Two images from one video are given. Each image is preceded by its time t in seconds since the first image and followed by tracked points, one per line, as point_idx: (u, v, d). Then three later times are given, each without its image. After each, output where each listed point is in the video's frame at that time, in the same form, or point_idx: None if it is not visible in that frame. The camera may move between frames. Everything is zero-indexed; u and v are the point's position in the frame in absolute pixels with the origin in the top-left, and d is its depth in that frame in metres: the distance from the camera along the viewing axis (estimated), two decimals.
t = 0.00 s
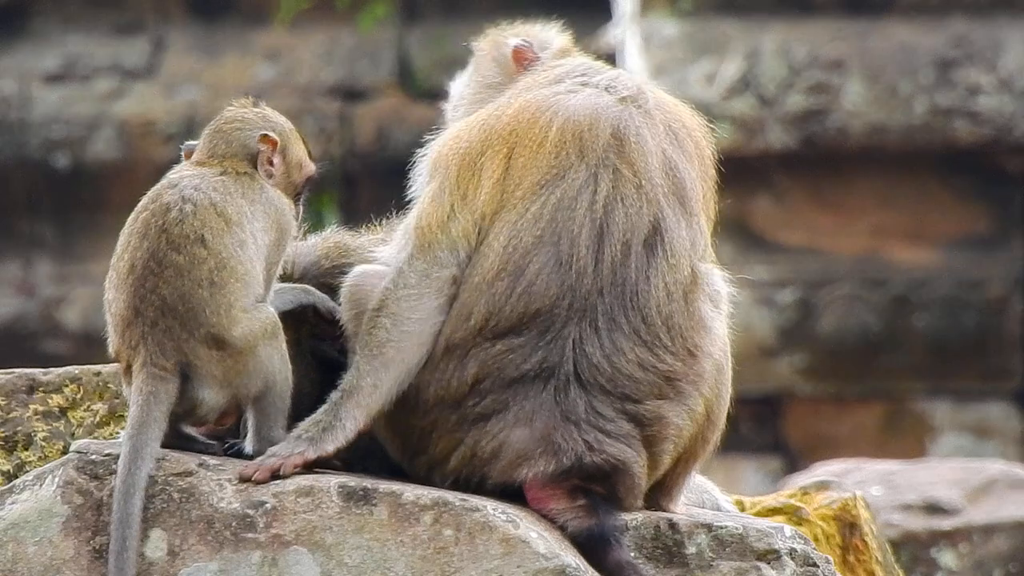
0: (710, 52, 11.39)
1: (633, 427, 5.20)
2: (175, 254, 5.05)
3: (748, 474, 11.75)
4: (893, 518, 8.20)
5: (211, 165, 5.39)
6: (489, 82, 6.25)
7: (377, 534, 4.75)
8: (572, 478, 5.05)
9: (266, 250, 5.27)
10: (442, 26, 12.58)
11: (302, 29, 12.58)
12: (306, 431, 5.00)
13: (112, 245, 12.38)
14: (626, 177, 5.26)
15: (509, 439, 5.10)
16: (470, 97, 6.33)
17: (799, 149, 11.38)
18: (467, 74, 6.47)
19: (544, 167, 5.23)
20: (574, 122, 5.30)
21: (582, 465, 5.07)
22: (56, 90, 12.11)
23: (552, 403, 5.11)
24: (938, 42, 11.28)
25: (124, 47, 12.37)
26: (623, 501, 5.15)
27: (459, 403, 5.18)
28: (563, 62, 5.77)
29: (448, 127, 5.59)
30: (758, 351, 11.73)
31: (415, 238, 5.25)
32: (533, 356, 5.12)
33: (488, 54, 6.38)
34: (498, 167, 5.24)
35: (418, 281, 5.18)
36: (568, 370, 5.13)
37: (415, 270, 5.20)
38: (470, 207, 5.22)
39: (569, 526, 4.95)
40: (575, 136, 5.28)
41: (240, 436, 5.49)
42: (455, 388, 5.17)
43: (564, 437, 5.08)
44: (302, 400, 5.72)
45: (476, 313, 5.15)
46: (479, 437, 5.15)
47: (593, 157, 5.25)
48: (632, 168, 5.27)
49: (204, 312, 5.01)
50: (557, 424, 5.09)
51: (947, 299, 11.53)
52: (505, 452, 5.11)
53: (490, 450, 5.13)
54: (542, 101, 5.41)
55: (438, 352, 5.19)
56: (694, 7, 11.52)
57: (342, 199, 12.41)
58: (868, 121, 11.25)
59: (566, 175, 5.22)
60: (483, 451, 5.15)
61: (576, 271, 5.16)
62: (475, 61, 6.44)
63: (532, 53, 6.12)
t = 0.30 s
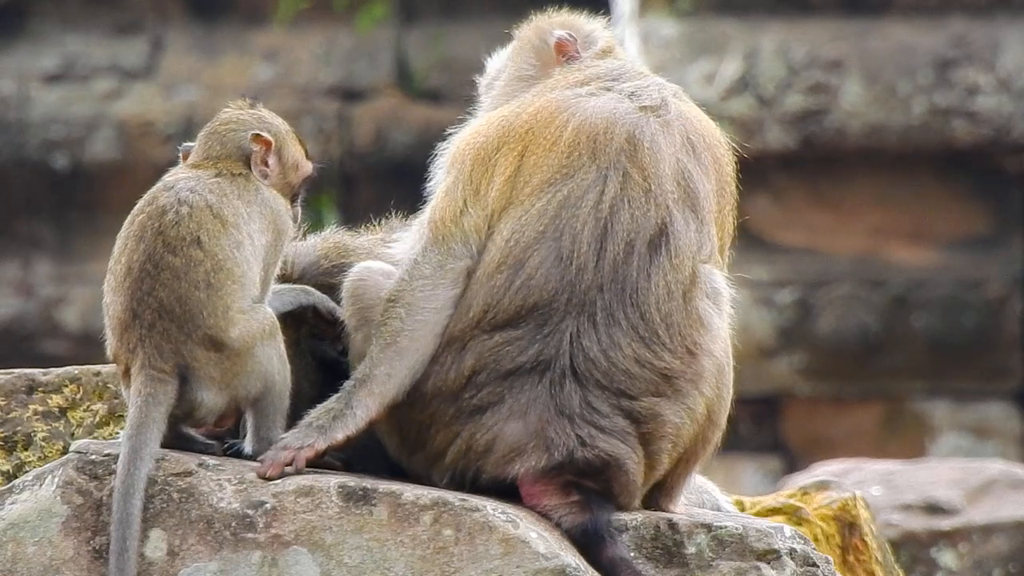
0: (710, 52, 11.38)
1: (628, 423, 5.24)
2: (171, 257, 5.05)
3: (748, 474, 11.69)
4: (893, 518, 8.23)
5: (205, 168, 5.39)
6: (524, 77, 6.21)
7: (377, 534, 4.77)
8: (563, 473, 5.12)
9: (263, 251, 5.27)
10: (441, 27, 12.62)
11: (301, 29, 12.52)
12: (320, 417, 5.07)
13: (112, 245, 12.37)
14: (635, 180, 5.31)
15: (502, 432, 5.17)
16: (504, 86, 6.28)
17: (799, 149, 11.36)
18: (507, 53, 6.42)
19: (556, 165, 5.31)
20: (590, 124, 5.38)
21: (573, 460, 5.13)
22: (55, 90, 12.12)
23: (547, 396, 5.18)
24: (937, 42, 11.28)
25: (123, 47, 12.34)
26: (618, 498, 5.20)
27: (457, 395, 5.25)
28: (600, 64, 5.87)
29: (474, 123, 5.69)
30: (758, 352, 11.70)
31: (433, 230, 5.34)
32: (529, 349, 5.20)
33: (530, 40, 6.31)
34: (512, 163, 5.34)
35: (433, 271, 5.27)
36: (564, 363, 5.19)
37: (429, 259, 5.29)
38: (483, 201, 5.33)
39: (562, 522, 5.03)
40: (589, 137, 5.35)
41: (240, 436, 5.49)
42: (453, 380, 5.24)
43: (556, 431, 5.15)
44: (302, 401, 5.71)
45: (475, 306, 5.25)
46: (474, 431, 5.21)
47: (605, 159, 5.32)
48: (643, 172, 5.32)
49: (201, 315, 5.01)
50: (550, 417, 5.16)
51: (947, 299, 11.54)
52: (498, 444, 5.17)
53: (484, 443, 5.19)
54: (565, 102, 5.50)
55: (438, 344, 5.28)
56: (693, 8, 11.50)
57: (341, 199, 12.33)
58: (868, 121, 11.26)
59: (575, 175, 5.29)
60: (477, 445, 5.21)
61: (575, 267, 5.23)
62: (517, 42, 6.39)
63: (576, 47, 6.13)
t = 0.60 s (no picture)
0: (709, 52, 11.38)
1: (629, 424, 5.23)
2: (168, 258, 5.05)
3: (747, 474, 11.71)
4: (892, 518, 8.23)
5: (203, 169, 5.39)
6: (513, 64, 6.10)
7: (375, 534, 4.79)
8: (564, 474, 5.11)
9: (261, 252, 5.27)
10: (441, 26, 12.58)
11: (301, 29, 12.52)
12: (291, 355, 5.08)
13: (111, 245, 12.38)
14: (640, 184, 5.30)
15: (503, 432, 5.15)
16: (492, 71, 6.18)
17: (799, 149, 11.36)
18: (499, 38, 6.35)
19: (562, 163, 5.27)
20: (595, 124, 5.34)
21: (575, 461, 5.11)
22: (55, 90, 12.12)
23: (548, 396, 5.16)
24: (937, 42, 11.28)
25: (122, 47, 12.34)
26: (617, 500, 5.19)
27: (457, 395, 5.21)
28: (606, 51, 5.83)
29: (477, 107, 5.62)
30: (757, 352, 11.72)
31: (447, 210, 5.30)
32: (531, 348, 5.17)
33: (524, 28, 6.22)
34: (519, 158, 5.30)
35: (440, 249, 5.24)
36: (566, 363, 5.18)
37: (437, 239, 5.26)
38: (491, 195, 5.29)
39: (561, 522, 5.04)
40: (596, 137, 5.32)
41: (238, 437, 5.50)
42: (454, 379, 5.20)
43: (558, 432, 5.13)
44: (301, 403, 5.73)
45: (478, 305, 5.20)
46: (476, 431, 5.19)
47: (611, 160, 5.29)
48: (648, 176, 5.32)
49: (198, 315, 5.02)
50: (552, 419, 5.14)
51: (946, 299, 11.53)
52: (499, 444, 5.15)
53: (485, 443, 5.17)
54: (573, 96, 5.45)
55: (439, 341, 5.23)
56: (693, 8, 11.57)
57: (340, 199, 12.39)
58: (867, 121, 11.25)
59: (580, 175, 5.26)
60: (478, 445, 5.19)
61: (579, 268, 5.21)
62: (511, 27, 6.31)
63: (573, 38, 6.07)
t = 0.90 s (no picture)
0: (709, 52, 11.39)
1: (638, 430, 5.26)
2: (168, 258, 5.06)
3: (746, 474, 11.71)
4: (891, 518, 8.22)
5: (202, 171, 5.36)
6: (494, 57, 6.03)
7: (375, 534, 4.79)
8: (574, 478, 5.14)
9: (262, 253, 5.25)
10: (440, 26, 12.56)
11: (301, 29, 12.52)
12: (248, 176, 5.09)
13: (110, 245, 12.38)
14: (655, 190, 5.27)
15: (514, 439, 5.17)
16: (474, 63, 6.11)
17: (798, 149, 11.36)
18: (474, 24, 6.25)
19: (582, 162, 5.23)
20: (613, 124, 5.28)
21: (587, 468, 5.14)
22: (54, 90, 12.12)
23: (560, 404, 5.18)
24: (936, 42, 11.27)
25: (121, 47, 12.33)
26: (623, 505, 5.21)
27: (467, 399, 5.22)
28: (588, 33, 5.72)
29: (477, 76, 5.47)
30: (756, 352, 11.73)
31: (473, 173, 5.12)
32: (545, 355, 5.17)
33: (499, 14, 6.12)
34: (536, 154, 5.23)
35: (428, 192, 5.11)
36: (579, 371, 5.19)
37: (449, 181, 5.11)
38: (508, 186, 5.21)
39: (565, 526, 5.07)
40: (613, 137, 5.27)
41: (238, 437, 5.49)
42: (465, 383, 5.21)
43: (571, 439, 5.15)
44: (300, 403, 5.74)
45: (493, 309, 5.17)
46: (485, 436, 5.20)
47: (627, 163, 5.26)
48: (663, 180, 5.29)
49: (197, 315, 5.05)
50: (564, 426, 5.16)
51: (945, 299, 11.55)
52: (510, 451, 5.17)
53: (495, 449, 5.19)
54: (588, 84, 5.36)
55: (449, 343, 5.23)
56: (692, 8, 11.57)
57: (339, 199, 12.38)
58: (867, 121, 11.24)
59: (598, 178, 5.23)
60: (488, 449, 5.20)
61: (595, 274, 5.19)
62: (484, 15, 6.20)
63: (548, 23, 5.91)
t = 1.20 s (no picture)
0: (709, 52, 11.37)
1: (639, 432, 5.30)
2: (170, 259, 5.04)
3: (746, 474, 11.71)
4: (892, 518, 8.22)
5: (205, 171, 5.35)
6: (477, 61, 6.10)
7: (375, 534, 4.79)
8: (574, 480, 5.15)
9: (263, 254, 5.26)
10: (441, 26, 12.57)
11: (301, 29, 12.52)
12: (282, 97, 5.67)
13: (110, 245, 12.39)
14: (656, 192, 5.34)
15: (515, 441, 5.19)
16: (457, 69, 6.18)
17: (797, 149, 11.36)
18: (456, 31, 6.32)
19: (581, 165, 5.29)
20: (612, 126, 5.34)
21: (588, 470, 5.16)
22: (54, 90, 12.12)
23: (562, 406, 5.22)
24: (936, 42, 11.27)
25: (121, 47, 12.32)
26: (624, 507, 5.23)
27: (468, 402, 5.24)
28: (572, 36, 5.78)
29: (467, 81, 5.57)
30: (756, 352, 11.74)
31: (447, 185, 5.36)
32: (548, 358, 5.21)
33: (480, 18, 6.19)
34: (534, 157, 5.31)
35: (390, 180, 5.47)
36: (581, 373, 5.23)
37: (424, 172, 5.41)
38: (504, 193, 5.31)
39: (566, 527, 5.07)
40: (612, 139, 5.33)
41: (239, 437, 5.49)
42: (467, 386, 5.23)
43: (572, 441, 5.18)
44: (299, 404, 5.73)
45: (497, 313, 5.20)
46: (485, 439, 5.22)
47: (627, 164, 5.32)
48: (664, 182, 5.36)
49: (198, 316, 5.03)
50: (565, 428, 5.19)
51: (945, 298, 11.54)
52: (510, 453, 5.19)
53: (495, 451, 5.20)
54: (583, 85, 5.42)
55: (452, 346, 5.26)
56: (691, 7, 11.47)
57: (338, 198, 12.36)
58: (867, 121, 11.24)
59: (599, 180, 5.28)
60: (488, 451, 5.21)
61: (599, 278, 5.24)
62: (466, 20, 6.27)
63: (532, 24, 5.99)
